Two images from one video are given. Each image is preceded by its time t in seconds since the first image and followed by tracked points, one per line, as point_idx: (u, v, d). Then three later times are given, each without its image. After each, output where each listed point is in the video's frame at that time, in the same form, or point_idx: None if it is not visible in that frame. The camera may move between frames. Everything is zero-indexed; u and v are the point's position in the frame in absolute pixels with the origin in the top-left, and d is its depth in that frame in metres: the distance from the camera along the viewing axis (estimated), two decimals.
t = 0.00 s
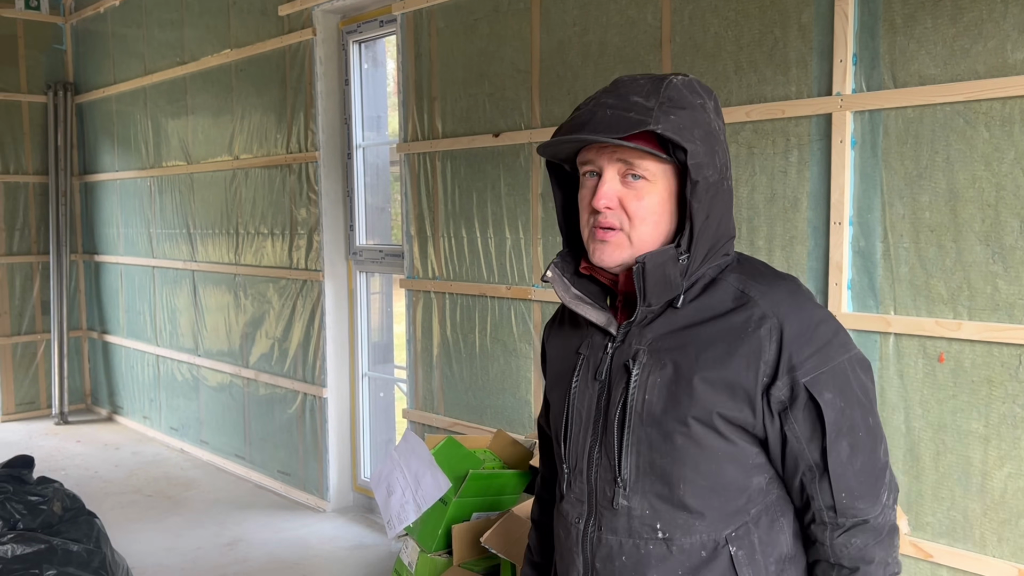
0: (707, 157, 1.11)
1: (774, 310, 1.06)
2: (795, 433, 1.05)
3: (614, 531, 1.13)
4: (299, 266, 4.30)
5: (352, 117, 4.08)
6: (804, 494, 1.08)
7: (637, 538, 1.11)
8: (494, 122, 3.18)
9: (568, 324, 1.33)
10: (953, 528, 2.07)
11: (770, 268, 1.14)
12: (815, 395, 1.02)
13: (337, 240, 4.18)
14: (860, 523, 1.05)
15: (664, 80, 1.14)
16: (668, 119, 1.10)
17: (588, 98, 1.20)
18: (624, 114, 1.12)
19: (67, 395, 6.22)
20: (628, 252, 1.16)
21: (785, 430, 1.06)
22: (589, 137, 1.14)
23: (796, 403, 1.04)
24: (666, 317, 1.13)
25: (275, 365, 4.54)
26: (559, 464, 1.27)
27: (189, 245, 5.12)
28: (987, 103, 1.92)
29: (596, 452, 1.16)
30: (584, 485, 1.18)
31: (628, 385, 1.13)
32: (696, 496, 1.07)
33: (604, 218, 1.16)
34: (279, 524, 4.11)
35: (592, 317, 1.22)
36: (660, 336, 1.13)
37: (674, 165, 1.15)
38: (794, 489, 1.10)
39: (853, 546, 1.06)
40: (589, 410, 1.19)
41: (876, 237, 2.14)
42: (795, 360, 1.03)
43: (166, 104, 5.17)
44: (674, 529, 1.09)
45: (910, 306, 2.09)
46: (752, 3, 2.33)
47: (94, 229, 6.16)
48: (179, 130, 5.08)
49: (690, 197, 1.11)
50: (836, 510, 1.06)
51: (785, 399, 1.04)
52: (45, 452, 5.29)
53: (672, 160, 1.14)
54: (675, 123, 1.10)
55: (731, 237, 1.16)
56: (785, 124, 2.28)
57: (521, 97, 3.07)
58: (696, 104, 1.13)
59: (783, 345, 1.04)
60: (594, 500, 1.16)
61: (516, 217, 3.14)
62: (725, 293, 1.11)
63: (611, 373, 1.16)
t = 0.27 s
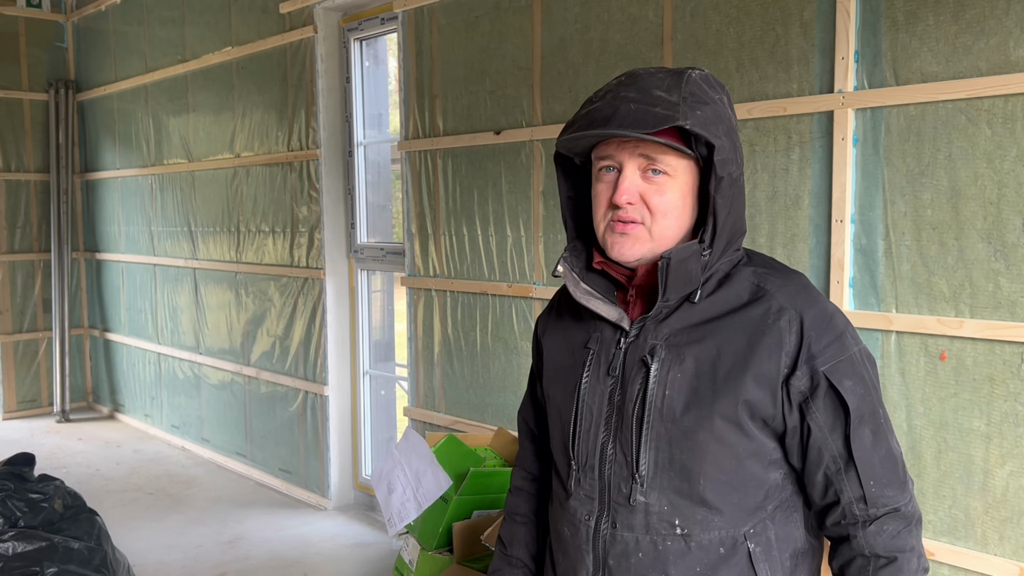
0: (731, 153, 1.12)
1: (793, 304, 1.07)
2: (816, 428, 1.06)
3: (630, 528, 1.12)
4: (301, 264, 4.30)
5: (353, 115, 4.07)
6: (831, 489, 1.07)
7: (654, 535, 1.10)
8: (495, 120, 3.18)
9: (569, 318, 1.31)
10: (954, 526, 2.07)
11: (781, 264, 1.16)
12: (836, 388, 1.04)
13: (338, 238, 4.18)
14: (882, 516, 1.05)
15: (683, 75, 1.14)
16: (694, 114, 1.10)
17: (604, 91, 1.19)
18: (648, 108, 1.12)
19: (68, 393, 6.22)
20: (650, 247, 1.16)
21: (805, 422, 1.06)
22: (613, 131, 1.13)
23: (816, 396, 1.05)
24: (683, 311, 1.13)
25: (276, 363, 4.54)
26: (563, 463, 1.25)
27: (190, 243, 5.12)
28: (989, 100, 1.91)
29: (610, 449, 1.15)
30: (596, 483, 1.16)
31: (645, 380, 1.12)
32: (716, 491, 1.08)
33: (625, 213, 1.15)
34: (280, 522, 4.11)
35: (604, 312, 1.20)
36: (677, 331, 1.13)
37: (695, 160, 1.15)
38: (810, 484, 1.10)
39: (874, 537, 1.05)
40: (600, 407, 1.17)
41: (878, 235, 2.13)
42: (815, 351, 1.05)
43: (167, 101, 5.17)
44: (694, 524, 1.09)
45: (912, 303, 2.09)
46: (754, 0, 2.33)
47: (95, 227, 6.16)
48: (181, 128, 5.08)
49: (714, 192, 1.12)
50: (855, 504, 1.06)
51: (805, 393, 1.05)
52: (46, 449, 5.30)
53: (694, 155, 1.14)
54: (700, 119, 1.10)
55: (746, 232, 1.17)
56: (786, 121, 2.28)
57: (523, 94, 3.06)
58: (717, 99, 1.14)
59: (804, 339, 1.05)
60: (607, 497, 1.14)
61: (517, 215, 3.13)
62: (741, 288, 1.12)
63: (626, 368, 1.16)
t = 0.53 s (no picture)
0: (730, 155, 1.12)
1: (796, 303, 1.08)
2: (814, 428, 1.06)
3: (627, 524, 1.11)
4: (301, 263, 4.30)
5: (353, 114, 4.07)
6: (824, 489, 1.08)
7: (651, 532, 1.10)
8: (495, 120, 3.18)
9: (570, 316, 1.31)
10: (954, 526, 2.07)
11: (784, 265, 1.16)
12: (836, 389, 1.04)
13: (338, 237, 4.18)
14: (875, 517, 1.06)
15: (682, 76, 1.13)
16: (690, 117, 1.10)
17: (603, 93, 1.19)
18: (645, 111, 1.11)
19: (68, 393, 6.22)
20: (646, 249, 1.16)
21: (804, 422, 1.07)
22: (608, 135, 1.13)
23: (816, 396, 1.05)
24: (686, 310, 1.13)
25: (276, 362, 4.54)
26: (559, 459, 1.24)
27: (190, 242, 5.12)
28: (989, 100, 1.91)
29: (609, 445, 1.14)
30: (593, 479, 1.16)
31: (647, 377, 1.12)
32: (715, 489, 1.08)
33: (620, 216, 1.16)
34: (280, 521, 4.11)
35: (608, 310, 1.20)
36: (681, 329, 1.13)
37: (692, 162, 1.15)
38: (804, 484, 1.11)
39: (865, 537, 1.06)
40: (600, 403, 1.17)
41: (878, 235, 2.13)
42: (817, 351, 1.05)
43: (167, 101, 5.17)
44: (691, 522, 1.09)
45: (912, 303, 2.09)
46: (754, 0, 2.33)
47: (95, 226, 6.16)
48: (180, 127, 5.08)
49: (715, 195, 1.11)
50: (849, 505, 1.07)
51: (805, 392, 1.05)
52: (45, 448, 5.30)
53: (690, 158, 1.14)
54: (697, 122, 1.10)
55: (751, 233, 1.16)
56: (786, 121, 2.28)
57: (523, 94, 3.07)
58: (715, 101, 1.13)
59: (806, 338, 1.06)
60: (604, 493, 1.14)
61: (517, 214, 3.13)
62: (744, 287, 1.12)
63: (627, 365, 1.15)
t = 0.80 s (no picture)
0: (725, 154, 1.11)
1: (793, 305, 1.07)
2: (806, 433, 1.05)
3: (618, 522, 1.12)
4: (298, 264, 4.29)
5: (351, 114, 4.06)
6: (813, 494, 1.08)
7: (641, 531, 1.10)
8: (494, 120, 3.18)
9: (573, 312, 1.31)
10: (952, 526, 2.07)
11: (786, 267, 1.15)
12: (828, 394, 1.03)
13: (336, 237, 4.17)
14: (864, 525, 1.05)
15: (682, 74, 1.13)
16: (685, 115, 1.09)
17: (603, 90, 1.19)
18: (640, 107, 1.11)
19: (65, 393, 6.21)
20: (637, 246, 1.17)
21: (795, 425, 1.06)
22: (602, 130, 1.13)
23: (808, 400, 1.04)
24: (682, 310, 1.13)
25: (274, 362, 4.54)
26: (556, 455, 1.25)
27: (188, 242, 5.11)
28: (987, 101, 1.91)
29: (603, 442, 1.15)
30: (587, 476, 1.16)
31: (641, 376, 1.12)
32: (704, 491, 1.07)
33: (613, 212, 1.17)
34: (277, 522, 4.10)
35: (607, 308, 1.21)
36: (677, 329, 1.12)
37: (685, 159, 1.14)
38: (796, 488, 1.10)
39: (852, 545, 1.05)
40: (596, 401, 1.17)
41: (876, 236, 2.13)
42: (811, 355, 1.04)
43: (165, 100, 5.16)
44: (679, 523, 1.09)
45: (910, 304, 2.09)
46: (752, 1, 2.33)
47: (92, 226, 6.15)
48: (178, 127, 5.07)
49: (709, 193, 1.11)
50: (837, 511, 1.06)
51: (798, 396, 1.05)
52: (43, 449, 5.29)
53: (682, 155, 1.13)
54: (691, 120, 1.09)
55: (752, 234, 1.16)
56: (785, 121, 2.28)
57: (521, 94, 3.06)
58: (714, 99, 1.12)
59: (801, 341, 1.05)
60: (598, 491, 1.15)
61: (515, 214, 3.13)
62: (742, 288, 1.12)
63: (624, 364, 1.16)
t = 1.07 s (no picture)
0: (750, 159, 1.13)
1: (806, 312, 1.08)
2: (815, 437, 1.06)
3: (622, 520, 1.11)
4: (295, 265, 4.29)
5: (348, 116, 4.06)
6: (821, 501, 1.09)
7: (645, 530, 1.10)
8: (491, 122, 3.18)
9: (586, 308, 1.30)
10: (949, 529, 2.08)
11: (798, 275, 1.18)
12: (840, 399, 1.05)
13: (333, 238, 4.17)
14: (869, 532, 1.06)
15: (710, 78, 1.14)
16: (713, 117, 1.10)
17: (629, 90, 1.19)
18: (667, 108, 1.12)
19: (61, 394, 6.19)
20: (656, 246, 1.17)
21: (806, 430, 1.07)
22: (629, 129, 1.13)
23: (818, 404, 1.05)
24: (696, 311, 1.13)
25: (270, 364, 4.53)
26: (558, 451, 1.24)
27: (184, 243, 5.10)
28: (984, 105, 1.92)
29: (609, 440, 1.14)
30: (591, 472, 1.15)
31: (652, 374, 1.12)
32: (712, 492, 1.07)
33: (634, 211, 1.17)
34: (274, 524, 4.10)
35: (619, 305, 1.20)
36: (689, 329, 1.13)
37: (708, 162, 1.15)
38: (803, 494, 1.11)
39: (855, 552, 1.07)
40: (603, 398, 1.17)
41: (874, 239, 2.14)
42: (824, 360, 1.05)
43: (161, 102, 5.15)
44: (685, 524, 1.09)
45: (907, 307, 2.09)
46: (750, 4, 2.33)
47: (88, 227, 6.14)
48: (175, 128, 5.07)
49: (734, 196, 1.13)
50: (844, 518, 1.07)
51: (809, 400, 1.06)
52: (38, 450, 5.27)
53: (707, 159, 1.14)
54: (719, 122, 1.10)
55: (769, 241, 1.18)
56: (783, 125, 2.28)
57: (519, 96, 3.07)
58: (740, 104, 1.14)
59: (814, 346, 1.06)
60: (602, 487, 1.14)
61: (513, 216, 3.13)
62: (756, 293, 1.13)
63: (633, 362, 1.15)
